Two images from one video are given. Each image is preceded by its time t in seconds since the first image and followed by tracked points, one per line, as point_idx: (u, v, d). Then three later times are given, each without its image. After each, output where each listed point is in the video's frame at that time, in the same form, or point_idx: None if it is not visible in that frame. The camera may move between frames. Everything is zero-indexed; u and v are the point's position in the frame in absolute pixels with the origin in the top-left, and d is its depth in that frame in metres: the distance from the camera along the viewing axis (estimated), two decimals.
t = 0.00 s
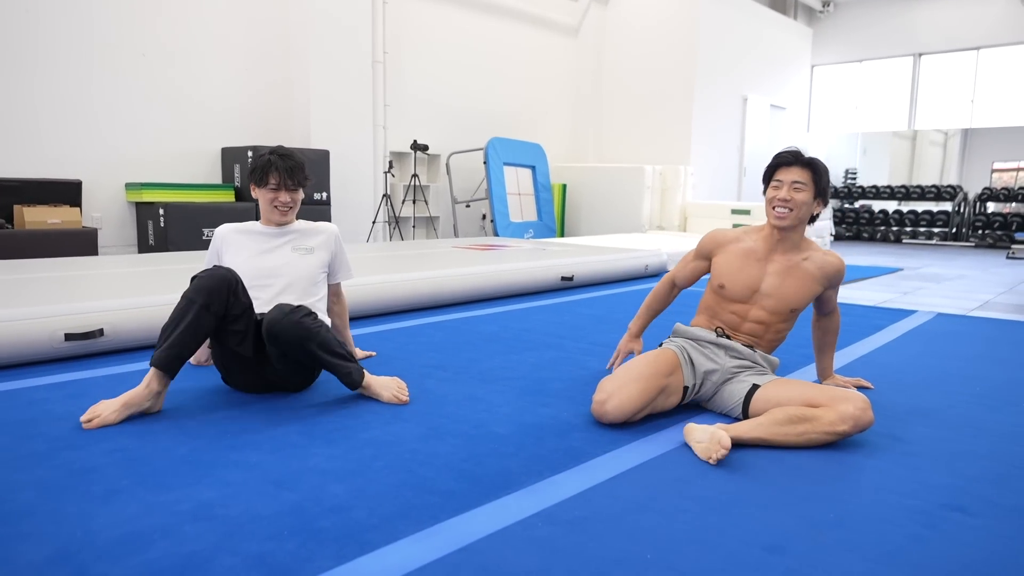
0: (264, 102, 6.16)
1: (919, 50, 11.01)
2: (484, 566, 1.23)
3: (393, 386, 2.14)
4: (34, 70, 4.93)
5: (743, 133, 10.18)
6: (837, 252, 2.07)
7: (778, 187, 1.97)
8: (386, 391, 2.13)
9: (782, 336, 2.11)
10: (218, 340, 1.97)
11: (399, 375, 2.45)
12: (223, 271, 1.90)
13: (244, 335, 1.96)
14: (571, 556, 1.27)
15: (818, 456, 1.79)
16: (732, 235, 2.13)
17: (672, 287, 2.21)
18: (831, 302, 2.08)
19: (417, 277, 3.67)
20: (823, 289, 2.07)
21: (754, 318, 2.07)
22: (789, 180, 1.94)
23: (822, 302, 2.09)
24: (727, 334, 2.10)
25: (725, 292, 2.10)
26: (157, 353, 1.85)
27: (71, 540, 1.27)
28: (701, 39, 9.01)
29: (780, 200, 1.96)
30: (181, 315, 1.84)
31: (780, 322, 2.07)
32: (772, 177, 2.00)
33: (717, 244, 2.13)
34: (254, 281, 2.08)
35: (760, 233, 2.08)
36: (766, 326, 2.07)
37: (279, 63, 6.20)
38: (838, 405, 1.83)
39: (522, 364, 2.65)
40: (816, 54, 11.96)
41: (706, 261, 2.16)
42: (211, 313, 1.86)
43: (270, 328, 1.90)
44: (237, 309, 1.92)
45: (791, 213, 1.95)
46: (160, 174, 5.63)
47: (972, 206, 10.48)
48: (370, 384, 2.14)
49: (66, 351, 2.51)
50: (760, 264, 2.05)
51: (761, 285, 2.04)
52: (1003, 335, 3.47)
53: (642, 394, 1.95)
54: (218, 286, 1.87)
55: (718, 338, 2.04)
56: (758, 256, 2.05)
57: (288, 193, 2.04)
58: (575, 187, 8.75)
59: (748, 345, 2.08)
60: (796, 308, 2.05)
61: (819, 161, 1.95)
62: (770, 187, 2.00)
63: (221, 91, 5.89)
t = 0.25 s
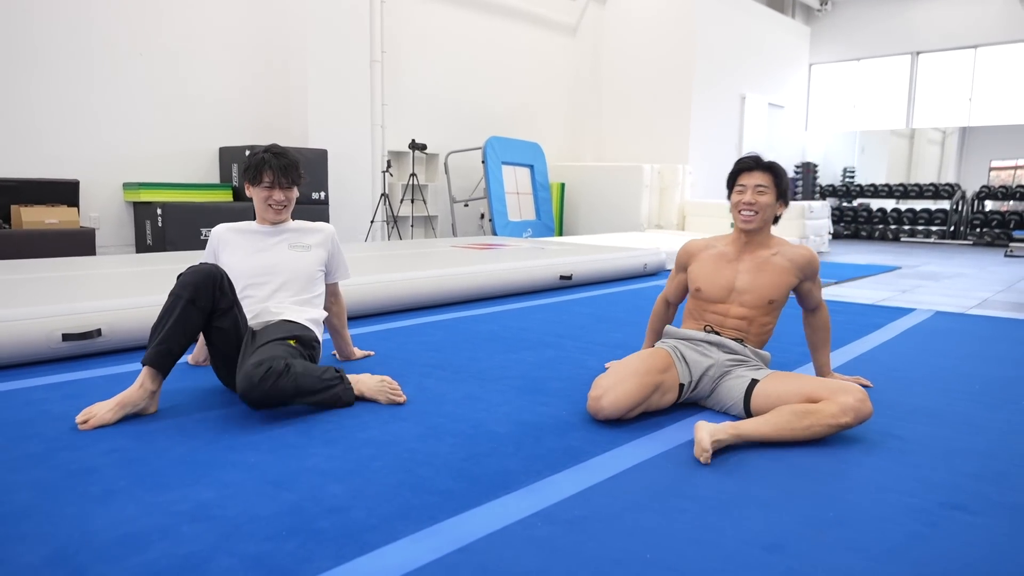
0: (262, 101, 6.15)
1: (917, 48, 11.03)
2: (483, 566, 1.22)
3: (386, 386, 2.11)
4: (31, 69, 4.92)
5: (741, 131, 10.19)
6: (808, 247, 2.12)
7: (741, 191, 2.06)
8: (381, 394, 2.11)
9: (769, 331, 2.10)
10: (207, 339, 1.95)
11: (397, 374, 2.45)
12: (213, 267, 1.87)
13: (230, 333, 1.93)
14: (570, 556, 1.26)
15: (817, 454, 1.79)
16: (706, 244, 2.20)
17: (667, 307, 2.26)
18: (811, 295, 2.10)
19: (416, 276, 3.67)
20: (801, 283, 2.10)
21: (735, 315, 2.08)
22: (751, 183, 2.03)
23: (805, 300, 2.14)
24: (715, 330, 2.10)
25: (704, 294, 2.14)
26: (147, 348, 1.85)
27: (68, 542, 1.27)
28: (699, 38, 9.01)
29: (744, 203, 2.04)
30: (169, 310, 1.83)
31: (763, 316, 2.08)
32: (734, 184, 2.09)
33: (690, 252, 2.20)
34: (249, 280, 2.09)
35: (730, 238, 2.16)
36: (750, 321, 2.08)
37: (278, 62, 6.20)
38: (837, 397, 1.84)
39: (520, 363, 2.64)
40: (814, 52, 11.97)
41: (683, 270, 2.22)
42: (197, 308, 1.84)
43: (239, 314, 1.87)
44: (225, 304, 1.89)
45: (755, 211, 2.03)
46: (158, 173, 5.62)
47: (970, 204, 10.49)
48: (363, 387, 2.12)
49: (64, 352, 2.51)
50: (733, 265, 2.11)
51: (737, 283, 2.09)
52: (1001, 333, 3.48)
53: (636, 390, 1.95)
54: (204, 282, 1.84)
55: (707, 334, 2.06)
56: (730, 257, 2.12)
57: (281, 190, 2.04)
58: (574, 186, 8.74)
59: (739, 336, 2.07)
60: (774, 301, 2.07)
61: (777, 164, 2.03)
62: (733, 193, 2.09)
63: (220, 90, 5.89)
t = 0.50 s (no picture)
0: (261, 101, 6.15)
1: (915, 47, 11.04)
2: (481, 564, 1.22)
3: (383, 385, 2.09)
4: (29, 68, 4.91)
5: (740, 130, 10.19)
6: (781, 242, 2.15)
7: (708, 196, 2.08)
8: (379, 393, 2.10)
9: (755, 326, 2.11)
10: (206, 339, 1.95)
11: (395, 373, 2.45)
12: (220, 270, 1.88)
13: (230, 333, 1.93)
14: (569, 554, 1.26)
15: (815, 452, 1.79)
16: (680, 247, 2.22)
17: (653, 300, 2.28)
18: (791, 289, 2.12)
19: (413, 275, 3.67)
20: (780, 278, 2.11)
21: (721, 313, 2.09)
22: (715, 186, 2.06)
23: (785, 298, 2.14)
24: (707, 328, 2.09)
25: (686, 295, 2.14)
26: (149, 349, 1.84)
27: (66, 539, 1.27)
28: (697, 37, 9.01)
29: (712, 207, 2.06)
30: (171, 311, 1.83)
31: (748, 312, 2.09)
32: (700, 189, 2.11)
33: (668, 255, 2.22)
34: (248, 280, 2.09)
35: (702, 239, 2.17)
36: (736, 317, 2.08)
37: (276, 62, 6.20)
38: (844, 390, 1.87)
39: (518, 362, 2.64)
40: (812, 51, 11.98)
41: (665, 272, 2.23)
42: (200, 309, 1.85)
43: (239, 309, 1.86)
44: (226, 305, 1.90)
45: (724, 212, 2.06)
46: (156, 172, 5.61)
47: (968, 203, 10.51)
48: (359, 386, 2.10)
49: (61, 350, 2.50)
50: (710, 264, 2.12)
51: (718, 282, 2.10)
52: (998, 332, 3.48)
53: (634, 386, 1.95)
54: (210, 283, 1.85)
55: (699, 332, 2.07)
56: (707, 257, 2.13)
57: (278, 187, 2.04)
58: (572, 185, 8.74)
59: (729, 332, 2.07)
60: (756, 296, 2.09)
61: (736, 166, 2.08)
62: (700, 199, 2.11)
63: (218, 89, 5.88)
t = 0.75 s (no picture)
0: (259, 99, 6.14)
1: (913, 46, 11.06)
2: (480, 561, 1.22)
3: (382, 382, 2.09)
4: (28, 67, 4.90)
5: (738, 128, 10.20)
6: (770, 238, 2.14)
7: (695, 196, 2.08)
8: (377, 390, 2.09)
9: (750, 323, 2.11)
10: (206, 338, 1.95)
11: (393, 370, 2.45)
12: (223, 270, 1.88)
13: (230, 333, 1.93)
14: (567, 551, 1.27)
15: (814, 450, 1.80)
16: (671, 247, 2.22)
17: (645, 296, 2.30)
18: (784, 284, 2.11)
19: (412, 273, 3.67)
20: (772, 274, 2.10)
21: (716, 310, 2.09)
22: (702, 186, 2.06)
23: (778, 296, 2.14)
24: (705, 325, 2.09)
25: (680, 295, 2.15)
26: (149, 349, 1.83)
27: (65, 537, 1.26)
28: (695, 36, 9.02)
29: (700, 207, 2.06)
30: (172, 311, 1.83)
31: (742, 309, 2.09)
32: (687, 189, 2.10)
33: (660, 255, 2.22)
34: (247, 279, 2.09)
35: (692, 238, 2.17)
36: (731, 314, 2.08)
37: (275, 60, 6.19)
38: (844, 389, 1.87)
39: (517, 360, 2.65)
40: (811, 50, 11.98)
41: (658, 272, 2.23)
42: (202, 309, 1.84)
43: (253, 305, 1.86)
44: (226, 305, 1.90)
45: (711, 212, 2.06)
46: (154, 171, 5.60)
47: (966, 202, 10.52)
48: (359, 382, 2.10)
49: (59, 348, 2.50)
50: (701, 263, 2.12)
51: (710, 280, 2.09)
52: (996, 329, 3.49)
53: (637, 383, 1.96)
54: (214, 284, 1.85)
55: (698, 329, 2.07)
56: (698, 256, 2.13)
57: (277, 184, 2.04)
58: (571, 184, 8.74)
59: (726, 329, 2.08)
60: (749, 293, 2.09)
61: (721, 165, 2.08)
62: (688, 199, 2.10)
63: (216, 88, 5.87)
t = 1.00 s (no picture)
0: (253, 98, 6.12)
1: (907, 38, 11.05)
2: (484, 559, 1.21)
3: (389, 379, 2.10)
4: (21, 67, 4.87)
5: (734, 122, 10.18)
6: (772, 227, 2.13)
7: (698, 183, 2.06)
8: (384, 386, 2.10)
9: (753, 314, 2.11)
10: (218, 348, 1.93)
11: (392, 368, 2.44)
12: (263, 319, 1.86)
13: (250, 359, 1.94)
14: (572, 547, 1.25)
15: (818, 442, 1.78)
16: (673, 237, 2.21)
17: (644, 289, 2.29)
18: (788, 275, 2.10)
19: (410, 270, 3.65)
20: (773, 264, 2.09)
21: (719, 303, 2.09)
22: (705, 174, 2.04)
23: (781, 287, 2.13)
24: (708, 319, 2.09)
25: (682, 287, 2.14)
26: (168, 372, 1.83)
27: (63, 540, 1.25)
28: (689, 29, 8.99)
29: (701, 195, 2.04)
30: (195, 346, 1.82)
31: (745, 301, 2.08)
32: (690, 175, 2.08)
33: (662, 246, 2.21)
34: (251, 278, 2.07)
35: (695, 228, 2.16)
36: (734, 308, 2.08)
37: (268, 59, 6.15)
38: (847, 381, 1.86)
39: (517, 356, 2.63)
40: (805, 43, 11.96)
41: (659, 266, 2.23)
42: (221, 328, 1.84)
43: (286, 276, 1.91)
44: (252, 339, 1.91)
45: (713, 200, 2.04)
46: (148, 171, 5.57)
47: (962, 193, 10.52)
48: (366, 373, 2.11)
49: (56, 350, 2.48)
50: (703, 255, 2.11)
51: (712, 273, 2.09)
52: (996, 320, 3.48)
53: (642, 379, 1.94)
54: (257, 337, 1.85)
55: (701, 323, 2.07)
56: (699, 248, 2.12)
57: (286, 188, 2.01)
58: (567, 179, 8.72)
59: (728, 323, 2.07)
60: (752, 285, 2.08)
61: (724, 152, 2.06)
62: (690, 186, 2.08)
63: (209, 87, 5.84)
